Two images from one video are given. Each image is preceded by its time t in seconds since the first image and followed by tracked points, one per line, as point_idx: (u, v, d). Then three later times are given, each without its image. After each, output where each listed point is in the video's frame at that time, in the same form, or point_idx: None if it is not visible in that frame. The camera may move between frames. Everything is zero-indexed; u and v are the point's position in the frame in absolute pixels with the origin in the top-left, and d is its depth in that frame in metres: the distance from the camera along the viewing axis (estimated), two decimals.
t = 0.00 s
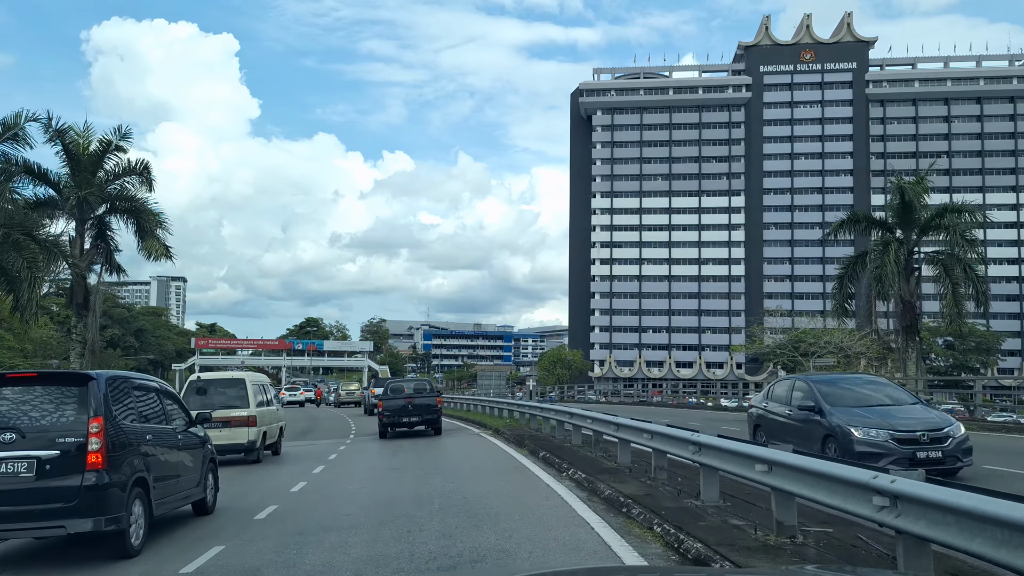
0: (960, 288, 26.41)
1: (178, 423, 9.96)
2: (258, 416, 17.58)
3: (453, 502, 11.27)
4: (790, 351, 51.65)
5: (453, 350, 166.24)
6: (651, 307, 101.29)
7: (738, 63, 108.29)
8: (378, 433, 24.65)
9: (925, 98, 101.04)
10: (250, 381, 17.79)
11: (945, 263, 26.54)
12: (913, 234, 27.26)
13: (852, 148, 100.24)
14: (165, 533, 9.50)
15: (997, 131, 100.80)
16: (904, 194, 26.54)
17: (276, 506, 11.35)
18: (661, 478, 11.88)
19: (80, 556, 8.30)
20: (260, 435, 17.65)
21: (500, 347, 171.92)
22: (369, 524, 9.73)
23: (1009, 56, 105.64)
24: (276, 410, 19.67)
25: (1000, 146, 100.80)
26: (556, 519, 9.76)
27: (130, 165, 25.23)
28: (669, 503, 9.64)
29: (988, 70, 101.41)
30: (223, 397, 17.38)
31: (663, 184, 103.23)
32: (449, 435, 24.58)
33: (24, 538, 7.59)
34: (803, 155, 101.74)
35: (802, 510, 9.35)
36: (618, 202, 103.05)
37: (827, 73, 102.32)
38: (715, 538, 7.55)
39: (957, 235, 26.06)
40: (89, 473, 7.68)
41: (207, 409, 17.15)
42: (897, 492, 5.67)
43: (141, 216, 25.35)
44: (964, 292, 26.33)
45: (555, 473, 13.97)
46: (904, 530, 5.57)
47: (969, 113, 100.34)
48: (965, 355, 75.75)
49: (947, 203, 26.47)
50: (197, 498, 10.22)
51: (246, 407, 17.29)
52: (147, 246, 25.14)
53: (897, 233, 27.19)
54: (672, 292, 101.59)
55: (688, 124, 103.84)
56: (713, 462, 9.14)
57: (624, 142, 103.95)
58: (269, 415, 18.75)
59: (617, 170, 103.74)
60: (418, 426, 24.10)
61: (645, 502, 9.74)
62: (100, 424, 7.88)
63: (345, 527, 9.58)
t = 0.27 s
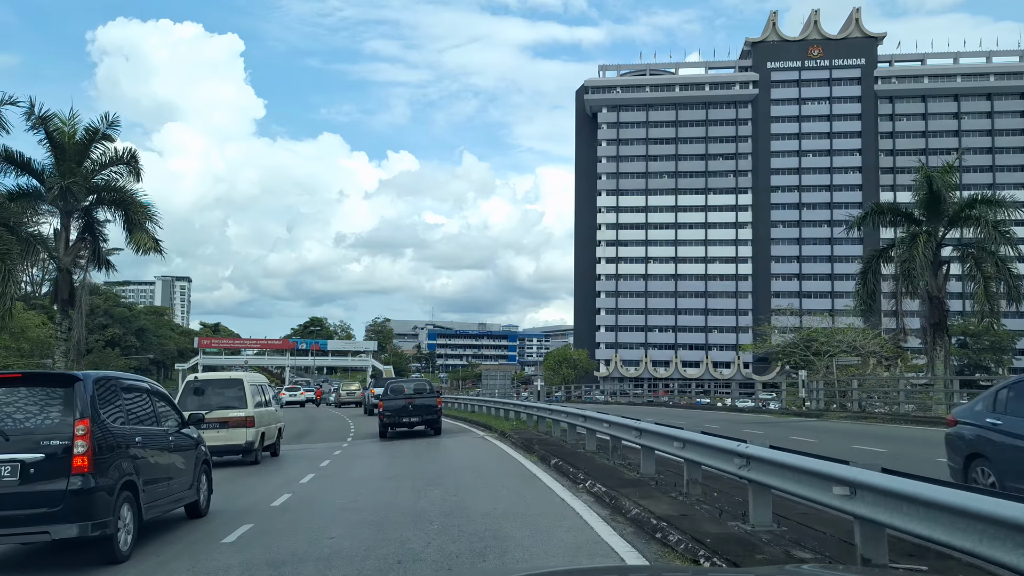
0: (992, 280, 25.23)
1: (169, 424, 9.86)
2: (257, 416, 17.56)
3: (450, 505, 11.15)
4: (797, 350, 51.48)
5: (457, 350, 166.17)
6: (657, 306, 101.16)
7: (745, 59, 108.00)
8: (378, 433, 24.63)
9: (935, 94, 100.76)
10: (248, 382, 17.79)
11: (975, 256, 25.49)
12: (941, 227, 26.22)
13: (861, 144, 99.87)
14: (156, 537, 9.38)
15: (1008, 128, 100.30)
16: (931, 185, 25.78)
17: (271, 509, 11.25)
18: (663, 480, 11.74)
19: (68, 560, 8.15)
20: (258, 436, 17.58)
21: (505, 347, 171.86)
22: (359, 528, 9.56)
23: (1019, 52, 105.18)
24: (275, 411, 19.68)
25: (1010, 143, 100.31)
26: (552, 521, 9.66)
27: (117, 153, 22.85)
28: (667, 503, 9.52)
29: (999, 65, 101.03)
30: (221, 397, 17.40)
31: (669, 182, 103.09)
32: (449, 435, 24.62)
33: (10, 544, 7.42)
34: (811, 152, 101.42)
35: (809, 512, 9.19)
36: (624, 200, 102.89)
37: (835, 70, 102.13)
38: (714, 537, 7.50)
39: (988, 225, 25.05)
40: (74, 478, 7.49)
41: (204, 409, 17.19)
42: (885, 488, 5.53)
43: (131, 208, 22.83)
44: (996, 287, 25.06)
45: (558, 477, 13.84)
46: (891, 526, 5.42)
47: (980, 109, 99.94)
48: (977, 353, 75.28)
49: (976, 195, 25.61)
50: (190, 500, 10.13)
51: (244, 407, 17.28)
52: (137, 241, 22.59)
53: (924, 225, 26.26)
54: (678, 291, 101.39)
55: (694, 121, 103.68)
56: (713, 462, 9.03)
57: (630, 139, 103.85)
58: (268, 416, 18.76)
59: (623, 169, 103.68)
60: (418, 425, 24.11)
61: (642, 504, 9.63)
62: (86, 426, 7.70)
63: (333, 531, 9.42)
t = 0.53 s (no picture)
0: None
1: (160, 425, 9.81)
2: (254, 416, 17.53)
3: (449, 505, 11.06)
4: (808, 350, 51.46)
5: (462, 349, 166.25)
6: (663, 305, 101.04)
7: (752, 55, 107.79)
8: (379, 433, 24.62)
9: (944, 91, 100.58)
10: (246, 382, 17.76)
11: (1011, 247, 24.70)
12: (972, 217, 25.75)
13: (869, 141, 99.67)
14: (146, 541, 9.28)
15: (1017, 125, 99.99)
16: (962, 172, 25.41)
17: (266, 511, 11.17)
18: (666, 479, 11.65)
19: (54, 565, 8.00)
20: (256, 436, 17.56)
21: (510, 346, 171.91)
22: (359, 529, 9.46)
23: None
24: (274, 411, 19.67)
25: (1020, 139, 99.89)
26: (553, 522, 9.58)
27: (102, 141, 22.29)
28: (669, 505, 9.43)
29: (1009, 61, 101.01)
30: (218, 398, 17.39)
31: (676, 179, 102.97)
32: (449, 434, 24.66)
33: None
34: (820, 149, 101.24)
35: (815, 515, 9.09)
36: (630, 198, 102.86)
37: (844, 66, 101.42)
38: (713, 538, 7.48)
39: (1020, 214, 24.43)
40: (59, 481, 7.35)
41: (201, 410, 17.18)
42: (900, 494, 5.40)
43: (118, 199, 22.35)
44: None
45: (558, 476, 13.74)
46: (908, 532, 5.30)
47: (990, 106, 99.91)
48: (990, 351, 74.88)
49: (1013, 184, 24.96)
50: (182, 503, 10.06)
51: (241, 407, 17.28)
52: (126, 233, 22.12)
53: (953, 215, 25.85)
54: (685, 289, 101.27)
55: (701, 118, 103.32)
56: (716, 463, 8.93)
57: (636, 137, 103.75)
58: (266, 416, 18.75)
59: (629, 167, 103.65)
60: (418, 424, 24.12)
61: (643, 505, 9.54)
62: (72, 427, 7.55)
63: (333, 533, 9.33)
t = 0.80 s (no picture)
0: None
1: (153, 427, 9.78)
2: (252, 418, 17.50)
3: (456, 510, 11.11)
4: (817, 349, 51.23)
5: (467, 349, 166.21)
6: (670, 304, 100.83)
7: (760, 51, 107.50)
8: (379, 433, 24.59)
9: (954, 87, 100.22)
10: (244, 383, 17.72)
11: None
12: (1006, 208, 25.40)
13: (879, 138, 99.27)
14: (138, 546, 9.23)
15: None
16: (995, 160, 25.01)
17: (262, 515, 11.13)
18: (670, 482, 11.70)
19: (42, 570, 7.92)
20: (254, 438, 17.54)
21: (515, 345, 171.80)
22: (369, 533, 9.56)
23: None
24: (273, 412, 19.64)
25: None
26: (560, 529, 9.63)
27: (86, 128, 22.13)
28: (678, 511, 9.40)
29: (1020, 57, 100.78)
30: (216, 400, 17.35)
31: (682, 177, 102.72)
32: (449, 435, 24.64)
33: None
34: (828, 146, 100.87)
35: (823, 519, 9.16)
36: (636, 196, 102.71)
37: (853, 62, 101.58)
38: (731, 548, 7.38)
39: None
40: (46, 484, 7.27)
41: (199, 412, 17.14)
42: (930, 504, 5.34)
43: (103, 189, 22.23)
44: None
45: (560, 480, 13.88)
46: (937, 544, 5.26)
47: (1000, 103, 99.49)
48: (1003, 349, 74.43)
49: None
50: (175, 506, 10.02)
51: (239, 409, 17.24)
52: (110, 224, 22.01)
53: (986, 205, 25.55)
54: (691, 288, 101.00)
55: (708, 115, 102.89)
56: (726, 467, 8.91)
57: (642, 135, 103.58)
58: (265, 417, 18.71)
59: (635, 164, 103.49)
60: (418, 425, 24.09)
61: (652, 512, 9.51)
62: (59, 430, 7.47)
63: (343, 535, 9.41)
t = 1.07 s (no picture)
0: None
1: (144, 428, 9.73)
2: (250, 420, 17.49)
3: (454, 512, 10.96)
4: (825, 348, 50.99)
5: (472, 349, 166.25)
6: (676, 303, 100.68)
7: (767, 48, 107.25)
8: (379, 434, 24.56)
9: (964, 83, 99.94)
10: (241, 384, 17.68)
11: None
12: None
13: (888, 135, 98.99)
14: (129, 551, 9.15)
15: None
16: None
17: (258, 516, 11.09)
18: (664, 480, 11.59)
19: None
20: (252, 440, 17.54)
21: (521, 345, 171.77)
22: (360, 539, 9.45)
23: None
24: (271, 413, 19.63)
25: None
26: (556, 528, 9.62)
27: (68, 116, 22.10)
28: (677, 510, 9.18)
29: None
30: (213, 401, 17.31)
31: (688, 175, 102.48)
32: (449, 435, 24.60)
33: None
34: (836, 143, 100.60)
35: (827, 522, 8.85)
36: (642, 194, 102.63)
37: (861, 58, 101.41)
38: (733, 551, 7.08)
39: None
40: (31, 489, 7.15)
41: (196, 413, 17.11)
42: (920, 502, 5.23)
43: (86, 180, 22.11)
44: None
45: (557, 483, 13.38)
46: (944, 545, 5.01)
47: (1010, 99, 99.12)
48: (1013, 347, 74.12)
49: None
50: (168, 510, 9.97)
51: (236, 411, 17.25)
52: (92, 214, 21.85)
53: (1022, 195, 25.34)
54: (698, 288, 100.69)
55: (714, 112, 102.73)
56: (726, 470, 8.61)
57: (648, 132, 103.45)
58: (263, 419, 18.68)
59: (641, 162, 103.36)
60: (417, 426, 24.07)
61: (649, 509, 9.30)
62: (45, 432, 7.36)
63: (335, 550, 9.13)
